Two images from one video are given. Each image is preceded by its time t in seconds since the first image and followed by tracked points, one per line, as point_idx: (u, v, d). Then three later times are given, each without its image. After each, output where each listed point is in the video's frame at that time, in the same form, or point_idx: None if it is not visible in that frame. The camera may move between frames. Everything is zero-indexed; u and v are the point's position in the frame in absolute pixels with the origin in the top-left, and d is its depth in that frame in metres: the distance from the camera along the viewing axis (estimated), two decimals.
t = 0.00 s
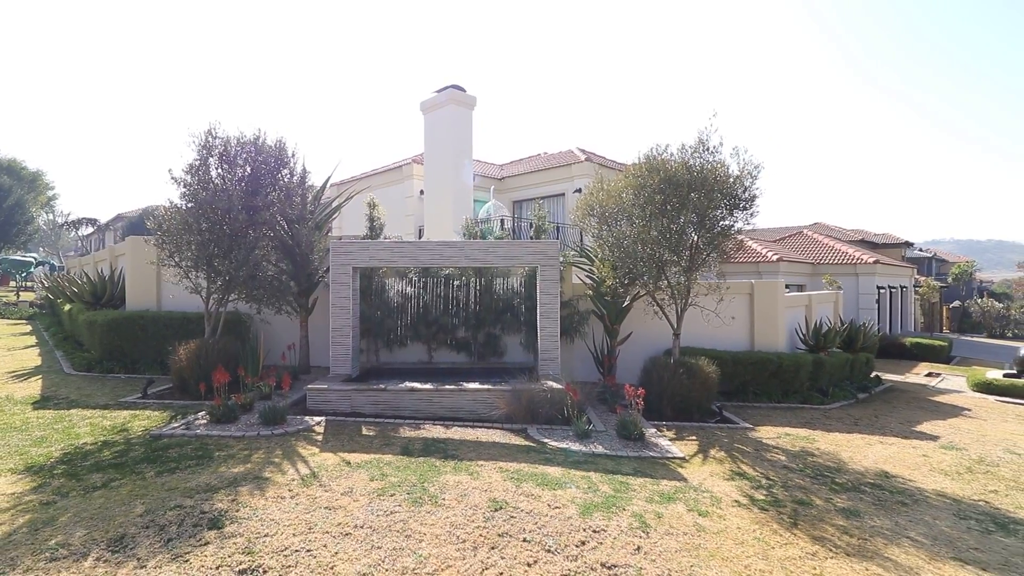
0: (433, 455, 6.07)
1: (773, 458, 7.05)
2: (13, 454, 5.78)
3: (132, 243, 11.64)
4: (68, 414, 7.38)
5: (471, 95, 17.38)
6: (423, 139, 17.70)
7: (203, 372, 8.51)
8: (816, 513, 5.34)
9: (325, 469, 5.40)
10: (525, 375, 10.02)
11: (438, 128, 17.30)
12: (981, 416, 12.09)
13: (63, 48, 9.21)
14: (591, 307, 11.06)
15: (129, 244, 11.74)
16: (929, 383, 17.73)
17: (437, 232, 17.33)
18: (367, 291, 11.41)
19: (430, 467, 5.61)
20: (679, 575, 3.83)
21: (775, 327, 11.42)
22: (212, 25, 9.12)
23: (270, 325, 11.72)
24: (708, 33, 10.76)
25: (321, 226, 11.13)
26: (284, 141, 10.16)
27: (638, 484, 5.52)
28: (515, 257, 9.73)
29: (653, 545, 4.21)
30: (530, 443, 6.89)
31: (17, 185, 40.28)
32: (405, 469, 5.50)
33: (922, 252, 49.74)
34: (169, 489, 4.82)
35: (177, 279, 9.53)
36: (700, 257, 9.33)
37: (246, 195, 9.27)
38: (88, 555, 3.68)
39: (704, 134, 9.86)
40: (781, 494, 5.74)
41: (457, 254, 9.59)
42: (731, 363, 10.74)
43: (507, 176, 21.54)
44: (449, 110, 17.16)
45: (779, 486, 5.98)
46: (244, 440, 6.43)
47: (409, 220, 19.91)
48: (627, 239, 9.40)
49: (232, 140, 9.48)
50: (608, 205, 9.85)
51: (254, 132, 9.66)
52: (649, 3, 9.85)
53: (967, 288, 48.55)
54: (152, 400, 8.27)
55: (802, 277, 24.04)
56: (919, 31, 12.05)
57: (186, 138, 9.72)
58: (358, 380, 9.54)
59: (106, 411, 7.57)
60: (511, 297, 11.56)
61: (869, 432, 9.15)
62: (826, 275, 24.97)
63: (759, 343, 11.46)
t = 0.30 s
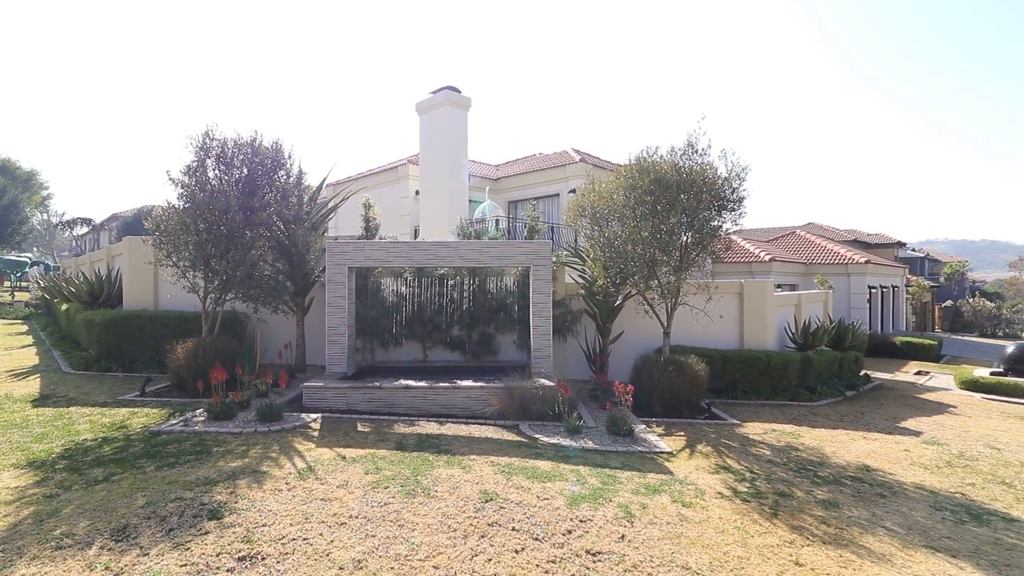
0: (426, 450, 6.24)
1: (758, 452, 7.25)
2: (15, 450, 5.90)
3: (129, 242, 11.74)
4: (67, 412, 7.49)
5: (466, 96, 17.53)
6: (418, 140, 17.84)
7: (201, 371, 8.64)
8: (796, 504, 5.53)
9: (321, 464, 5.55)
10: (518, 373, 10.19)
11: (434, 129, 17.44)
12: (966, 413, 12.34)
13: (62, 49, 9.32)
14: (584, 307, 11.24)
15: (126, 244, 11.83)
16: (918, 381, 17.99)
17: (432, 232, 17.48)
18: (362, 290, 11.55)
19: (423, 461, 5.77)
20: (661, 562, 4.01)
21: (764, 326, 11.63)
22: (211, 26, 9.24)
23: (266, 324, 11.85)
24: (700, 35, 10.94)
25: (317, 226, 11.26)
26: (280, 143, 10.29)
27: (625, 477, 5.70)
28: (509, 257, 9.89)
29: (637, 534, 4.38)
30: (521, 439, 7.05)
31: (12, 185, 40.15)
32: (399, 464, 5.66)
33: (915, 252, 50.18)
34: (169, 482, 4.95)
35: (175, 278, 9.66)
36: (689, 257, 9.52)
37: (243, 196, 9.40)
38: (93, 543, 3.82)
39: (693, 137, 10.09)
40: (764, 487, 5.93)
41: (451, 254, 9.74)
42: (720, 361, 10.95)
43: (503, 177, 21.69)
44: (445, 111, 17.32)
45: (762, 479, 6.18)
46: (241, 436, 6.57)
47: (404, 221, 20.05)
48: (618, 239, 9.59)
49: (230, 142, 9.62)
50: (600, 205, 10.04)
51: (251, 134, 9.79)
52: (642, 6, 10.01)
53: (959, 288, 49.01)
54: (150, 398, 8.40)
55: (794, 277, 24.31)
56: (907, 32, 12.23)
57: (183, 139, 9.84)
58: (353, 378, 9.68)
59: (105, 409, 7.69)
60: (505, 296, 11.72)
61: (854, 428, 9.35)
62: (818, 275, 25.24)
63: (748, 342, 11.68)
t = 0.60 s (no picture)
0: (417, 446, 6.37)
1: (742, 448, 7.43)
2: (9, 447, 5.97)
3: (120, 242, 11.75)
4: (61, 410, 7.55)
5: (459, 97, 17.65)
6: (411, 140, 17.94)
7: (193, 369, 8.71)
8: (776, 497, 5.71)
9: (313, 459, 5.68)
10: (509, 371, 10.33)
11: (427, 129, 17.54)
12: (948, 410, 12.61)
13: (55, 49, 9.37)
14: (574, 306, 11.41)
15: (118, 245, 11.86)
16: (904, 379, 18.30)
17: (425, 231, 17.58)
18: (355, 290, 11.66)
19: (414, 457, 5.91)
20: (642, 550, 4.17)
21: (750, 325, 11.85)
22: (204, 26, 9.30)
23: (259, 324, 11.93)
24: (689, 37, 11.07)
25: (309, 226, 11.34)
26: (273, 144, 10.38)
27: (611, 471, 5.86)
28: (500, 257, 10.03)
29: (620, 524, 4.54)
30: (511, 435, 7.20)
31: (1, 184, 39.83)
32: (390, 459, 5.79)
33: (904, 253, 50.72)
34: (164, 478, 5.05)
35: (168, 277, 9.72)
36: (676, 257, 9.71)
37: (236, 197, 9.48)
38: (89, 535, 3.91)
39: (681, 140, 10.31)
40: (745, 480, 6.11)
41: (443, 254, 9.85)
42: (708, 359, 11.14)
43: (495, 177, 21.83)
44: (438, 112, 17.44)
45: (744, 473, 6.36)
46: (235, 433, 6.67)
47: (397, 220, 20.13)
48: (608, 238, 9.76)
49: (223, 143, 9.71)
50: (589, 206, 10.21)
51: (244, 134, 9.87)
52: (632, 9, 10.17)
53: (947, 288, 49.66)
54: (142, 396, 8.46)
55: (784, 277, 24.61)
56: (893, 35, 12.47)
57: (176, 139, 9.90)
58: (346, 376, 9.80)
59: (98, 407, 7.75)
60: (496, 295, 11.87)
61: (837, 424, 9.57)
62: (807, 275, 25.56)
63: (735, 340, 11.90)
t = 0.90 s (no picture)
0: (407, 442, 6.48)
1: (725, 443, 7.63)
2: None
3: (109, 241, 11.72)
4: (51, 408, 7.57)
5: (450, 98, 17.75)
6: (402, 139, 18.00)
7: (184, 368, 8.76)
8: (755, 489, 5.89)
9: (305, 455, 5.77)
10: (499, 369, 10.47)
11: (418, 129, 17.61)
12: (927, 406, 12.93)
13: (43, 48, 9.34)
14: (563, 304, 11.57)
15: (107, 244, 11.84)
16: (886, 377, 18.68)
17: (416, 231, 17.66)
18: (345, 289, 11.73)
19: (403, 452, 6.02)
20: (624, 539, 4.32)
21: (735, 323, 12.08)
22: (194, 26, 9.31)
23: (249, 323, 11.97)
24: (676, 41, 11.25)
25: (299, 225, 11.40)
26: (264, 144, 10.43)
27: (596, 465, 6.02)
28: (490, 256, 10.15)
29: (604, 515, 4.69)
30: (499, 431, 7.34)
31: None
32: (380, 454, 5.91)
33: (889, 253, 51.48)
34: (156, 473, 5.13)
35: (158, 277, 9.75)
36: (662, 256, 9.91)
37: (226, 196, 9.53)
38: (84, 529, 3.99)
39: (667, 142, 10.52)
40: (727, 474, 6.29)
41: (433, 253, 9.94)
42: (694, 357, 11.36)
43: (486, 177, 21.94)
44: (428, 112, 17.54)
45: (726, 467, 6.54)
46: (226, 430, 6.74)
47: (388, 220, 20.19)
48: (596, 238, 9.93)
49: (213, 143, 9.75)
50: (577, 207, 10.37)
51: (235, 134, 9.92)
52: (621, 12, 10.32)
53: (931, 287, 50.49)
54: (133, 395, 8.50)
55: (771, 276, 24.96)
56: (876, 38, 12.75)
57: (167, 138, 9.92)
58: (337, 374, 9.89)
59: (88, 405, 7.78)
60: (486, 295, 11.99)
61: (819, 420, 9.81)
62: (794, 275, 25.92)
63: (721, 338, 12.13)
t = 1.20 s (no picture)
0: (397, 437, 6.60)
1: (708, 437, 7.83)
2: None
3: (98, 239, 11.69)
4: (40, 406, 7.59)
5: (440, 98, 17.85)
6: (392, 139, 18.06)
7: (174, 365, 8.81)
8: (736, 480, 6.09)
9: (296, 449, 5.87)
10: (488, 366, 10.60)
11: (408, 128, 17.68)
12: (907, 402, 13.27)
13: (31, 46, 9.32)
14: (551, 303, 11.73)
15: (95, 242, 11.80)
16: (869, 374, 19.07)
17: (406, 230, 17.74)
18: (336, 287, 11.81)
19: (394, 447, 6.14)
20: (607, 526, 4.49)
21: (720, 321, 12.34)
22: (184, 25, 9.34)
23: (239, 321, 12.00)
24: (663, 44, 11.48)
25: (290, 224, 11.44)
26: (254, 143, 10.48)
27: (583, 458, 6.18)
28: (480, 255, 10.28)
29: (589, 505, 4.85)
30: (488, 427, 7.47)
31: None
32: (371, 448, 6.02)
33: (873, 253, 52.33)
34: (149, 467, 5.20)
35: (148, 274, 9.76)
36: (648, 256, 10.12)
37: (217, 194, 9.57)
38: (79, 520, 4.07)
39: (653, 144, 10.74)
40: (709, 466, 6.48)
41: (424, 251, 10.05)
42: (680, 355, 11.58)
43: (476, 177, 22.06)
44: (419, 112, 17.62)
45: (708, 459, 6.73)
46: (217, 426, 6.81)
47: (378, 220, 20.22)
48: (583, 237, 10.12)
49: (204, 141, 9.78)
50: (565, 206, 10.55)
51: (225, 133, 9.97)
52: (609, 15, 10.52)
53: (914, 287, 51.41)
54: (122, 392, 8.54)
55: (757, 276, 25.34)
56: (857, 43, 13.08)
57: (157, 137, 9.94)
58: (327, 372, 9.96)
59: (78, 402, 7.79)
60: (475, 293, 12.12)
61: (801, 415, 10.06)
62: (780, 275, 26.33)
63: (706, 336, 12.38)
